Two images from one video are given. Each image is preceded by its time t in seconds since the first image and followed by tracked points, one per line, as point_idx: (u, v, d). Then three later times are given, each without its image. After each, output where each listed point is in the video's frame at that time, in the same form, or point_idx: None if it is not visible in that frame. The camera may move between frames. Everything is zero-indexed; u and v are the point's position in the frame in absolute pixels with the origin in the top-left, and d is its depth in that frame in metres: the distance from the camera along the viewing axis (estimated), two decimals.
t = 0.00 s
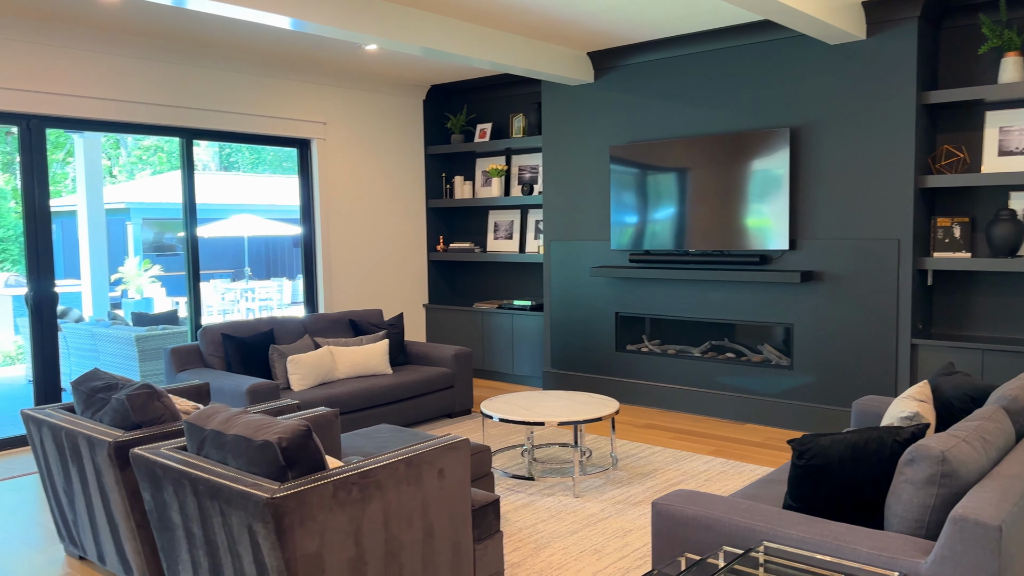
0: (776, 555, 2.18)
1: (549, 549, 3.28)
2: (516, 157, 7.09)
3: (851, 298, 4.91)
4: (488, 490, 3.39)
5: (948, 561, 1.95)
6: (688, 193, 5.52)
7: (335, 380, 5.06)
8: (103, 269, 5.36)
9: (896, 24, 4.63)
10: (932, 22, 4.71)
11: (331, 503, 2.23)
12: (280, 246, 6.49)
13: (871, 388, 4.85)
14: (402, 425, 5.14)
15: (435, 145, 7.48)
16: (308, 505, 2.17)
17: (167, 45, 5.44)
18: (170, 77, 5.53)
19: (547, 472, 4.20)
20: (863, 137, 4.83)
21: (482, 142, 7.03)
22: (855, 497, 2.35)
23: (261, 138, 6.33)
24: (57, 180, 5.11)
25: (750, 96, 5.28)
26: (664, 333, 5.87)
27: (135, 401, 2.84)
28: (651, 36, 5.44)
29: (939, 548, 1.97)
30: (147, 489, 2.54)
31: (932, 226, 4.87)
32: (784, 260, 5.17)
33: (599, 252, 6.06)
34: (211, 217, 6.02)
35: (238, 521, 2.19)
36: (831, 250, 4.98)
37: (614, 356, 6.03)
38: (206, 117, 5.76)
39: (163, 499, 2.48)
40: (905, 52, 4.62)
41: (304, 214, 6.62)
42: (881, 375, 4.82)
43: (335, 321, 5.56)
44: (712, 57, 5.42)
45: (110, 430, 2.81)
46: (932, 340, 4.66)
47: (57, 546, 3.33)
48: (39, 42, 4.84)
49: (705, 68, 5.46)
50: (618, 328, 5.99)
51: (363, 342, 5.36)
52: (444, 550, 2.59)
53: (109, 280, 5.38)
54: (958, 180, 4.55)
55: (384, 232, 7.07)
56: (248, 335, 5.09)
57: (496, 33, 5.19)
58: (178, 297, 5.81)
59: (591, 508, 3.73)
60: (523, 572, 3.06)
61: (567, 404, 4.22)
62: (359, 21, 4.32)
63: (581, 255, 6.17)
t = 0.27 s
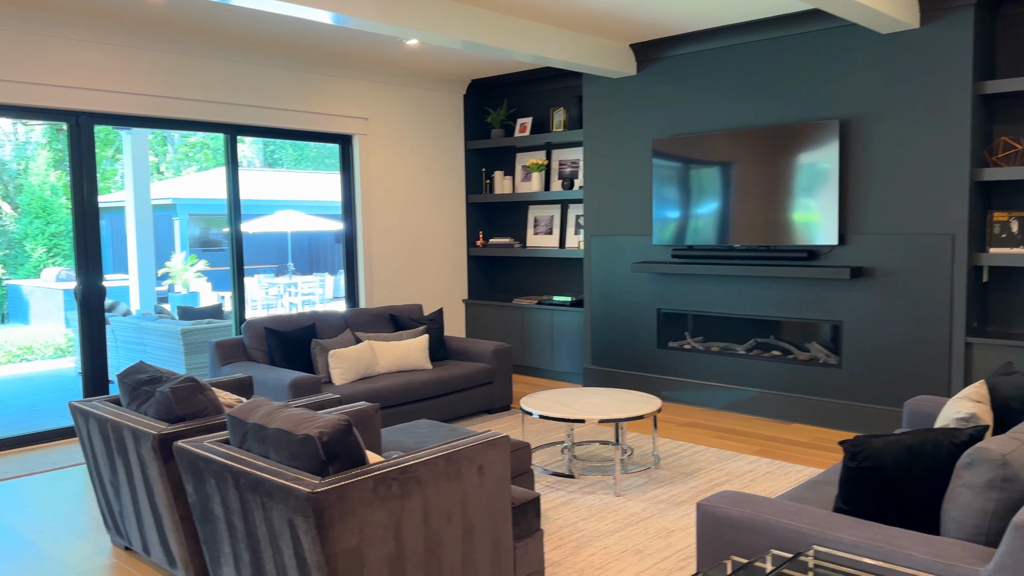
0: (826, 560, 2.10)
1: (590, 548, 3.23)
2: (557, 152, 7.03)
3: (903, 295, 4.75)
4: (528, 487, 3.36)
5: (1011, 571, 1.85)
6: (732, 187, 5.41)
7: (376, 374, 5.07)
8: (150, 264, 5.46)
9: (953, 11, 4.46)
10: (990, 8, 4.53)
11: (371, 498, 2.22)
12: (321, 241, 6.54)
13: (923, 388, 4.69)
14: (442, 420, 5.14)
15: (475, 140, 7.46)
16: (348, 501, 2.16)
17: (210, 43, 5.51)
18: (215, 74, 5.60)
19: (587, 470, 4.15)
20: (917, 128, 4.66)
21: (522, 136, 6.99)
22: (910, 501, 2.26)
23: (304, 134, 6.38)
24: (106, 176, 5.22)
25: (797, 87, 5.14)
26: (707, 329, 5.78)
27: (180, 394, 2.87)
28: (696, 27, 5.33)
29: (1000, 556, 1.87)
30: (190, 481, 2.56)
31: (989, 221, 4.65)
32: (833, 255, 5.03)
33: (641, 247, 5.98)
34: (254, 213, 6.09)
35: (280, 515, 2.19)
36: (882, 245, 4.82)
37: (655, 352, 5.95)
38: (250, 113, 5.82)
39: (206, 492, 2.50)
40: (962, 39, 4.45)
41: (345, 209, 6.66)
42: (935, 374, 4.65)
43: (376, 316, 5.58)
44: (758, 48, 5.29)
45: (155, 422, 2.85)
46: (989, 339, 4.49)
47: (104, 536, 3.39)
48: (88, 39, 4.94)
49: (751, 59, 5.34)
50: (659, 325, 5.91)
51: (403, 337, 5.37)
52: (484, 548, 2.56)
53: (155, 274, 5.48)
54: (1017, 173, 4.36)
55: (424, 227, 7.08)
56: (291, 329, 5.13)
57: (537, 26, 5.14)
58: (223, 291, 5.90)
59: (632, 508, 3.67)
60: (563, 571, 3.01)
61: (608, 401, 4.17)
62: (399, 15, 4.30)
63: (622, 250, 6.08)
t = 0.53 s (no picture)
0: (877, 568, 2.01)
1: (628, 550, 3.16)
2: (593, 147, 6.94)
3: (953, 293, 4.58)
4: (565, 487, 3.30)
5: None
6: (771, 183, 5.27)
7: (411, 371, 5.06)
8: (190, 260, 5.51)
9: None
10: None
11: (407, 498, 2.18)
12: (356, 237, 6.54)
13: (975, 390, 4.52)
14: (477, 417, 5.11)
15: (510, 135, 7.41)
16: (384, 500, 2.13)
17: (249, 39, 5.54)
18: (253, 70, 5.64)
19: (625, 470, 4.08)
20: (968, 120, 4.50)
21: (558, 131, 6.92)
22: (967, 509, 2.15)
23: (340, 131, 6.39)
24: (147, 173, 5.28)
25: (842, 79, 5.00)
26: (748, 328, 5.64)
27: (217, 389, 2.88)
28: (737, 18, 5.22)
29: None
30: (227, 478, 2.56)
31: None
32: (879, 252, 4.88)
33: (678, 244, 5.87)
34: (291, 209, 6.11)
35: (316, 514, 2.17)
36: (931, 242, 4.66)
37: (694, 351, 5.84)
38: (287, 110, 5.85)
39: (242, 489, 2.49)
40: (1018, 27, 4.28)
41: (380, 206, 6.66)
42: (987, 375, 4.49)
43: (411, 312, 5.57)
44: (802, 39, 5.16)
45: (193, 417, 2.85)
46: None
47: (143, 530, 3.42)
48: (128, 37, 5.00)
49: (794, 51, 5.20)
50: (697, 323, 5.80)
51: (438, 334, 5.34)
52: (521, 549, 2.51)
53: (195, 270, 5.54)
54: None
55: (459, 224, 7.05)
56: (327, 325, 5.14)
57: (574, 18, 5.06)
58: (261, 287, 5.94)
59: (671, 510, 3.59)
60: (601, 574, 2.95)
61: (646, 400, 4.09)
62: (436, 9, 4.27)
63: (660, 247, 5.98)
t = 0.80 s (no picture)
0: None
1: (670, 553, 3.09)
2: (633, 142, 6.85)
3: (1010, 291, 4.40)
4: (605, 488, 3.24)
5: None
6: (816, 178, 5.13)
7: (449, 367, 5.03)
8: (232, 256, 5.57)
9: None
10: None
11: (445, 498, 2.14)
12: (395, 234, 6.54)
13: None
14: (515, 415, 5.06)
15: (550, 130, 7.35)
16: (422, 499, 2.09)
17: (290, 36, 5.57)
18: (293, 67, 5.67)
19: (665, 471, 4.00)
20: None
21: (598, 126, 6.83)
22: None
23: (380, 127, 6.40)
24: (191, 170, 5.34)
25: (894, 70, 4.83)
26: (793, 326, 5.51)
27: (257, 385, 2.88)
28: (783, 8, 5.08)
29: None
30: (266, 474, 2.55)
31: None
32: (932, 249, 4.70)
33: (721, 240, 5.75)
34: (332, 205, 6.14)
35: (353, 512, 2.14)
36: (987, 238, 4.48)
37: (736, 349, 5.71)
38: (327, 106, 5.87)
39: (281, 485, 2.48)
40: None
41: (419, 202, 6.65)
42: None
43: (449, 308, 5.55)
44: (851, 29, 5.00)
45: (233, 412, 2.86)
46: None
47: (184, 524, 3.46)
48: (172, 35, 5.06)
49: (843, 41, 5.04)
50: (741, 321, 5.68)
51: (476, 330, 5.31)
52: (560, 551, 2.46)
53: (238, 265, 5.59)
54: None
55: (497, 219, 7.02)
56: (365, 320, 5.14)
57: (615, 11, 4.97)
58: (302, 283, 5.98)
59: (714, 512, 3.50)
60: None
61: (687, 399, 4.00)
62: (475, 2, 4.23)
63: (702, 243, 5.87)
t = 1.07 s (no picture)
0: None
1: (719, 558, 3.00)
2: (685, 135, 6.72)
3: None
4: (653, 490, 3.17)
5: None
6: (875, 172, 4.96)
7: (495, 363, 5.01)
8: (285, 250, 5.64)
9: None
10: None
11: (489, 497, 2.12)
12: (443, 229, 6.55)
13: None
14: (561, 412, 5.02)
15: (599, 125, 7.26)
16: (466, 499, 2.07)
17: (340, 32, 5.61)
18: (344, 63, 5.71)
19: (715, 473, 3.91)
20: None
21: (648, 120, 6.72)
22: None
23: (430, 122, 6.40)
24: (246, 166, 5.43)
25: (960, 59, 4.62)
26: (851, 325, 5.34)
27: (305, 379, 2.90)
28: None
29: None
30: (312, 468, 2.56)
31: None
32: (999, 245, 4.49)
33: (775, 236, 5.59)
34: (382, 201, 6.17)
35: (397, 509, 2.13)
36: None
37: (790, 348, 5.56)
38: (376, 102, 5.90)
39: (326, 480, 2.48)
40: None
41: (467, 197, 6.64)
42: None
43: (495, 304, 5.53)
44: (915, 17, 4.79)
45: (281, 406, 2.88)
46: None
47: (233, 517, 3.52)
48: (225, 33, 5.14)
49: (906, 30, 4.85)
50: (795, 319, 5.52)
51: (522, 326, 5.28)
52: (606, 554, 2.42)
53: (291, 260, 5.67)
54: None
55: (545, 215, 6.97)
56: (412, 315, 5.15)
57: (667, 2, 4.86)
58: (352, 277, 6.03)
59: (765, 517, 3.40)
60: None
61: (739, 400, 3.90)
62: None
63: (754, 239, 5.72)
